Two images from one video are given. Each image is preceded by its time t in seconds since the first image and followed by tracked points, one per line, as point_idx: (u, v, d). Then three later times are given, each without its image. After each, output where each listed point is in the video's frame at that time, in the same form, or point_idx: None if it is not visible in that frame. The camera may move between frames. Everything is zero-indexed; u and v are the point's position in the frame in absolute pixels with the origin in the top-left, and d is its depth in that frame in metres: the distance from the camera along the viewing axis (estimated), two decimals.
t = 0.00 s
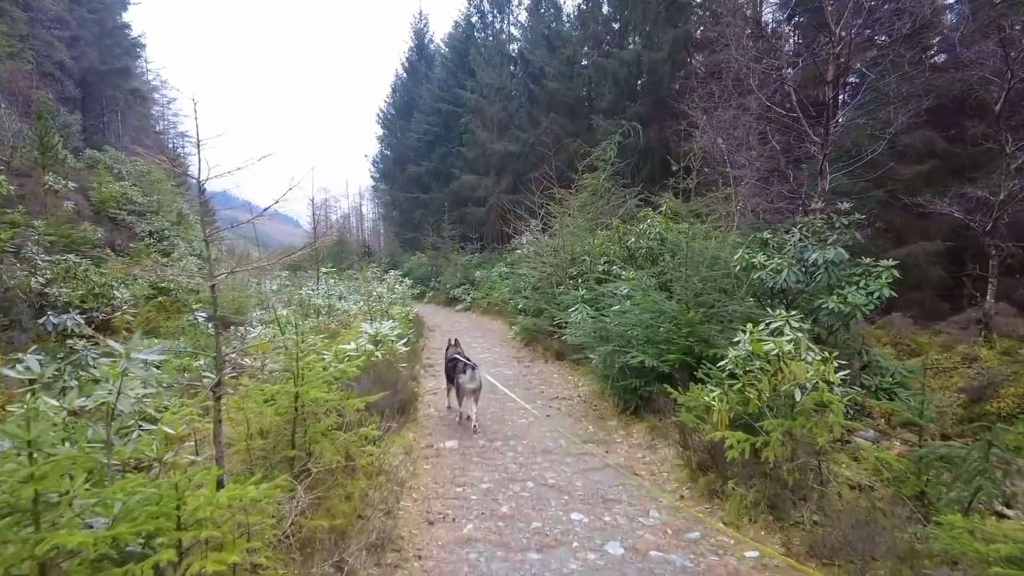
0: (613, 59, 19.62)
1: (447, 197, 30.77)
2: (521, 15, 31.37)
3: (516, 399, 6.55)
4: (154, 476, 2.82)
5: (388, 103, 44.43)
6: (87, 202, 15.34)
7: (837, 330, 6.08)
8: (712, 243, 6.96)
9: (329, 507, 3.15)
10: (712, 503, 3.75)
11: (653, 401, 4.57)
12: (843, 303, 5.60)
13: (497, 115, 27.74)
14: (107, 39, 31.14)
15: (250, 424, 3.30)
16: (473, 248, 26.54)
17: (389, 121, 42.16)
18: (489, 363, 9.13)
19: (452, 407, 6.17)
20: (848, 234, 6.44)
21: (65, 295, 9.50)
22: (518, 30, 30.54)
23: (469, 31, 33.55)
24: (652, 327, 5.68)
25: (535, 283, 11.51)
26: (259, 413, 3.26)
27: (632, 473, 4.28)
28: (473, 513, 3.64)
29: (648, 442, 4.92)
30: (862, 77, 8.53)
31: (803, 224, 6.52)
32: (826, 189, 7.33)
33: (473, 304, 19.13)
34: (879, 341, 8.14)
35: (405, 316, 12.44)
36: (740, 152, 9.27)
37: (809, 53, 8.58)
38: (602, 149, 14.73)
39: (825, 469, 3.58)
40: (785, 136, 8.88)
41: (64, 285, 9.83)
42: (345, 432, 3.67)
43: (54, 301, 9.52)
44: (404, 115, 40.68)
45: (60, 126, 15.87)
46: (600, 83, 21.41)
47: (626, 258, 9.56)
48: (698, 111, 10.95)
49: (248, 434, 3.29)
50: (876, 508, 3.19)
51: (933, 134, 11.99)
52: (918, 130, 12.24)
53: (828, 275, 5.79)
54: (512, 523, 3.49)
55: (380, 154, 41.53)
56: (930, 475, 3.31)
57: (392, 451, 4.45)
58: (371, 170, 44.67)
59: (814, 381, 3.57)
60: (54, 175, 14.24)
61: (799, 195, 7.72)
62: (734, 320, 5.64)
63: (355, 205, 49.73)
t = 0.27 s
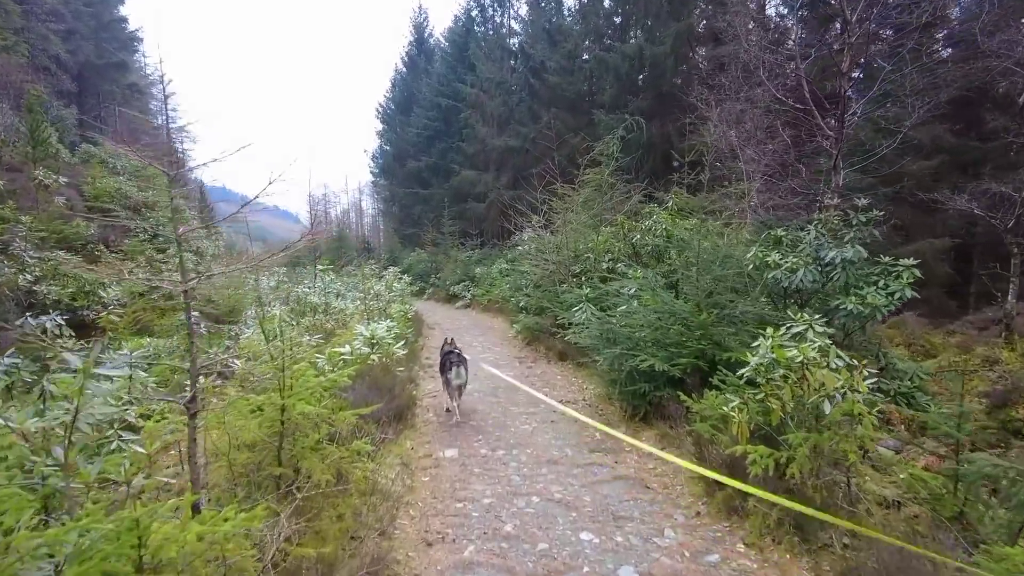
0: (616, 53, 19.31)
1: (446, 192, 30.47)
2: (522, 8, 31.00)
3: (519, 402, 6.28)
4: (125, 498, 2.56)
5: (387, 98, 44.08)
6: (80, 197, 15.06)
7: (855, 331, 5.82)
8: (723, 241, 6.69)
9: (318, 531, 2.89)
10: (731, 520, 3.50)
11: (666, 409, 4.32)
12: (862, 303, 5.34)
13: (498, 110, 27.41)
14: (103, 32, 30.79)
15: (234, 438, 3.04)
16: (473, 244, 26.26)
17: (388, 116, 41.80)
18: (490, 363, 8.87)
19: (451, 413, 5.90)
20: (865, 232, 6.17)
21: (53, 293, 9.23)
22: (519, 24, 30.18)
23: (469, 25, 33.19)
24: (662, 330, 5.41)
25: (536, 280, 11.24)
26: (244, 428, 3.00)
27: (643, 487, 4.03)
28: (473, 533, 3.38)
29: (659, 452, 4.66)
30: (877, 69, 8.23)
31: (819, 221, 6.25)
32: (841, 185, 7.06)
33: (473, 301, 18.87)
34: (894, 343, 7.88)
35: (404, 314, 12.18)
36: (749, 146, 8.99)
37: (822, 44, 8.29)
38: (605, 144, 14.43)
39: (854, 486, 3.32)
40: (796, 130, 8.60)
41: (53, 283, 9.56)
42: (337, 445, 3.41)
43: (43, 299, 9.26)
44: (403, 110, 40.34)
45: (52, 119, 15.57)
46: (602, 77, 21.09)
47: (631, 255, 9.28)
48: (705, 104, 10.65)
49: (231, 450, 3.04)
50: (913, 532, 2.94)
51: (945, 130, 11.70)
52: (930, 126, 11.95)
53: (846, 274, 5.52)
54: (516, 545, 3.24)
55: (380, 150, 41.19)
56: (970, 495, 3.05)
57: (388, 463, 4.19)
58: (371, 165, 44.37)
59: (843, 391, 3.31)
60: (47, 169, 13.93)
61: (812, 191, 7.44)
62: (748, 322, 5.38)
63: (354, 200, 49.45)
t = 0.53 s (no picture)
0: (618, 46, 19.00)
1: (446, 188, 30.16)
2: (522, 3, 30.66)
3: (519, 404, 5.98)
4: (77, 518, 2.32)
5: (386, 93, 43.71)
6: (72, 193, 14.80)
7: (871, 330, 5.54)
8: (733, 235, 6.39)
9: (297, 553, 2.61)
10: (751, 536, 3.22)
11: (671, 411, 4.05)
12: (879, 301, 5.05)
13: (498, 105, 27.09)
14: (100, 27, 30.52)
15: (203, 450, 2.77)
16: (473, 240, 25.96)
17: (387, 112, 41.48)
18: (489, 362, 8.57)
19: (448, 416, 5.59)
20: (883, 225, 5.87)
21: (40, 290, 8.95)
22: (519, 18, 29.85)
23: (469, 19, 32.86)
24: (670, 328, 5.12)
25: (537, 277, 10.96)
26: (217, 437, 2.72)
27: (653, 497, 3.75)
28: (470, 550, 3.10)
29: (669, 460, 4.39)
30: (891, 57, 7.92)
31: (834, 213, 5.94)
32: (855, 176, 6.75)
33: (472, 298, 18.59)
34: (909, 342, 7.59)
35: (402, 312, 11.91)
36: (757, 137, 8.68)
37: (833, 32, 7.98)
38: (607, 138, 14.13)
39: (883, 502, 3.06)
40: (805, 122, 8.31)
41: (41, 280, 9.29)
42: (320, 455, 3.13)
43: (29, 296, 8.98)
44: (403, 106, 40.02)
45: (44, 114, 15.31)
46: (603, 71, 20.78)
47: (635, 251, 8.99)
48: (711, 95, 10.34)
49: (201, 464, 2.76)
50: (955, 556, 2.65)
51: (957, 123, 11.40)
52: (941, 118, 11.64)
53: (864, 270, 5.22)
54: (516, 564, 2.96)
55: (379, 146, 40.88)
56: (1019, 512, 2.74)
57: (376, 473, 3.88)
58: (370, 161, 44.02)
59: (873, 394, 3.00)
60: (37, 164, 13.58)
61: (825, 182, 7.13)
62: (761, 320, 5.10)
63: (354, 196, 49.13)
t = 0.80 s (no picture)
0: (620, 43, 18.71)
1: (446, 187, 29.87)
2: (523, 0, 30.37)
3: (521, 413, 5.70)
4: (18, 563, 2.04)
5: (387, 92, 43.38)
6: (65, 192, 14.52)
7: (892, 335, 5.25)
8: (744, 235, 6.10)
9: None
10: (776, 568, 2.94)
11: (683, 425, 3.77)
12: (902, 305, 4.76)
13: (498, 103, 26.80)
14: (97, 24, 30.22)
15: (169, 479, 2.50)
16: (474, 239, 25.68)
17: (387, 110, 41.19)
18: (490, 366, 8.28)
19: (446, 426, 5.32)
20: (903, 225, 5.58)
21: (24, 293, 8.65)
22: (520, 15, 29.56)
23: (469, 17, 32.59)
24: (681, 334, 4.82)
25: (539, 278, 10.68)
26: (182, 465, 2.43)
27: (666, 520, 3.48)
28: None
29: (681, 477, 4.11)
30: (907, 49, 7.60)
31: (851, 212, 5.63)
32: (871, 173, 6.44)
33: (473, 298, 18.31)
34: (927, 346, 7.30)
35: (400, 314, 11.64)
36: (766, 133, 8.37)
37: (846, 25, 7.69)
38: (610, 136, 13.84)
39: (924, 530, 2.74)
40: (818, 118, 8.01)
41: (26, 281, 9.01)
42: (301, 479, 2.84)
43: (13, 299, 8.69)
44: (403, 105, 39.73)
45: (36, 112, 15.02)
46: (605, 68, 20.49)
47: (639, 251, 8.70)
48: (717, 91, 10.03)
49: (169, 494, 2.50)
50: None
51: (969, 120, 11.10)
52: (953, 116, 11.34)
53: (885, 272, 4.93)
54: None
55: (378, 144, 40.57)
56: None
57: (367, 495, 3.60)
58: (371, 160, 43.71)
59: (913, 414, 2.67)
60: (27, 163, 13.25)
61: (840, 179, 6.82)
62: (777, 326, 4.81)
63: (355, 195, 48.82)
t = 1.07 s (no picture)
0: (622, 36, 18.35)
1: (447, 182, 29.56)
2: None
3: (526, 414, 5.40)
4: None
5: (387, 87, 43.01)
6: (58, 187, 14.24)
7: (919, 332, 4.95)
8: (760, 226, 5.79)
9: None
10: None
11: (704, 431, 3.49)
12: (934, 300, 4.45)
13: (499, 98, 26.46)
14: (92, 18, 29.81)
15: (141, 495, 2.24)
16: (475, 235, 25.39)
17: (388, 106, 40.87)
18: (492, 364, 7.99)
19: (448, 428, 5.03)
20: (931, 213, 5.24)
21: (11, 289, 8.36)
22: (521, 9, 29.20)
23: (470, 12, 32.24)
24: (696, 331, 4.53)
25: (542, 274, 10.39)
26: (151, 480, 2.15)
27: (689, 535, 3.20)
28: None
29: (700, 485, 3.84)
30: (928, 31, 7.21)
31: (876, 201, 5.32)
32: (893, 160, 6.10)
33: (474, 295, 18.04)
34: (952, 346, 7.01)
35: (400, 310, 11.36)
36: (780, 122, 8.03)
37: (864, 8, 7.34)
38: (614, 129, 13.51)
39: (984, 552, 2.44)
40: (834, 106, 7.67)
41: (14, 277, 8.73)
42: (288, 492, 2.55)
43: None
44: (403, 100, 39.40)
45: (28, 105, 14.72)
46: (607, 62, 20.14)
47: (647, 246, 8.41)
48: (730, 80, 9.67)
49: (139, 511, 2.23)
50: None
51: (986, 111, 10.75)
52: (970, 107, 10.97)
53: (913, 265, 4.63)
54: None
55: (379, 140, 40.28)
56: None
57: (362, 506, 3.32)
58: (371, 156, 43.37)
59: (973, 423, 2.37)
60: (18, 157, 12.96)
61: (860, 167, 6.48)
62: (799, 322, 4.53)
63: (355, 191, 48.50)
